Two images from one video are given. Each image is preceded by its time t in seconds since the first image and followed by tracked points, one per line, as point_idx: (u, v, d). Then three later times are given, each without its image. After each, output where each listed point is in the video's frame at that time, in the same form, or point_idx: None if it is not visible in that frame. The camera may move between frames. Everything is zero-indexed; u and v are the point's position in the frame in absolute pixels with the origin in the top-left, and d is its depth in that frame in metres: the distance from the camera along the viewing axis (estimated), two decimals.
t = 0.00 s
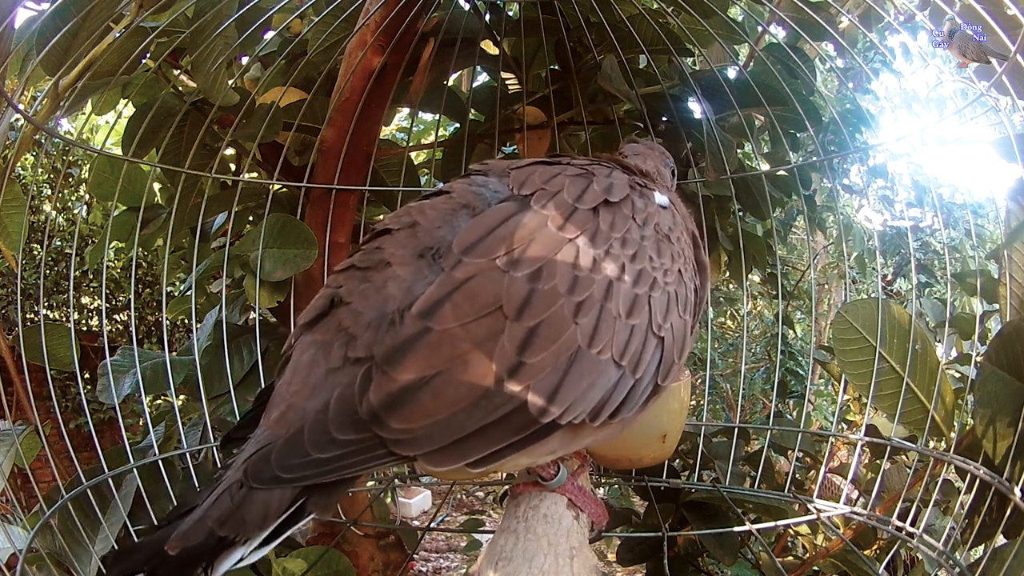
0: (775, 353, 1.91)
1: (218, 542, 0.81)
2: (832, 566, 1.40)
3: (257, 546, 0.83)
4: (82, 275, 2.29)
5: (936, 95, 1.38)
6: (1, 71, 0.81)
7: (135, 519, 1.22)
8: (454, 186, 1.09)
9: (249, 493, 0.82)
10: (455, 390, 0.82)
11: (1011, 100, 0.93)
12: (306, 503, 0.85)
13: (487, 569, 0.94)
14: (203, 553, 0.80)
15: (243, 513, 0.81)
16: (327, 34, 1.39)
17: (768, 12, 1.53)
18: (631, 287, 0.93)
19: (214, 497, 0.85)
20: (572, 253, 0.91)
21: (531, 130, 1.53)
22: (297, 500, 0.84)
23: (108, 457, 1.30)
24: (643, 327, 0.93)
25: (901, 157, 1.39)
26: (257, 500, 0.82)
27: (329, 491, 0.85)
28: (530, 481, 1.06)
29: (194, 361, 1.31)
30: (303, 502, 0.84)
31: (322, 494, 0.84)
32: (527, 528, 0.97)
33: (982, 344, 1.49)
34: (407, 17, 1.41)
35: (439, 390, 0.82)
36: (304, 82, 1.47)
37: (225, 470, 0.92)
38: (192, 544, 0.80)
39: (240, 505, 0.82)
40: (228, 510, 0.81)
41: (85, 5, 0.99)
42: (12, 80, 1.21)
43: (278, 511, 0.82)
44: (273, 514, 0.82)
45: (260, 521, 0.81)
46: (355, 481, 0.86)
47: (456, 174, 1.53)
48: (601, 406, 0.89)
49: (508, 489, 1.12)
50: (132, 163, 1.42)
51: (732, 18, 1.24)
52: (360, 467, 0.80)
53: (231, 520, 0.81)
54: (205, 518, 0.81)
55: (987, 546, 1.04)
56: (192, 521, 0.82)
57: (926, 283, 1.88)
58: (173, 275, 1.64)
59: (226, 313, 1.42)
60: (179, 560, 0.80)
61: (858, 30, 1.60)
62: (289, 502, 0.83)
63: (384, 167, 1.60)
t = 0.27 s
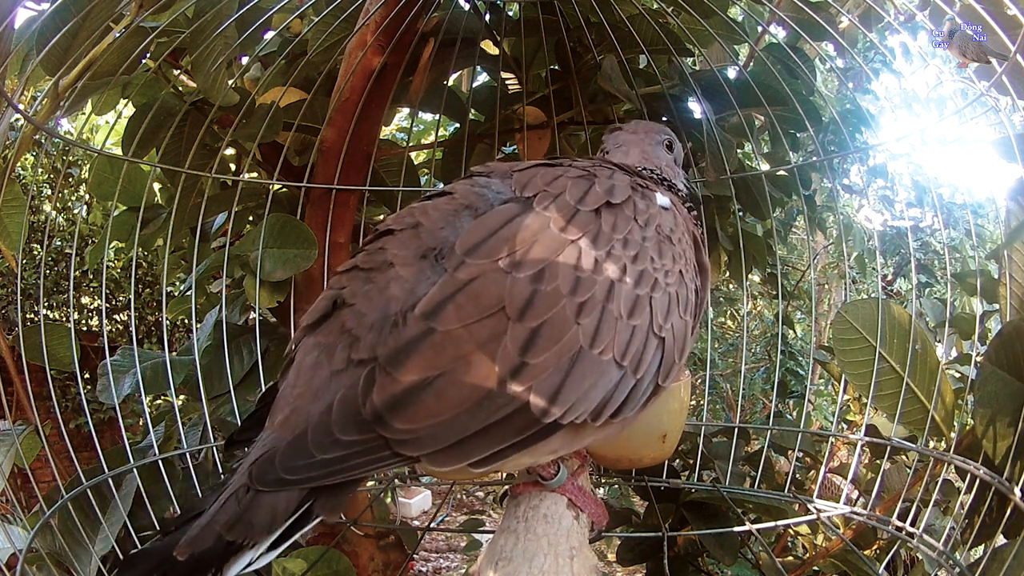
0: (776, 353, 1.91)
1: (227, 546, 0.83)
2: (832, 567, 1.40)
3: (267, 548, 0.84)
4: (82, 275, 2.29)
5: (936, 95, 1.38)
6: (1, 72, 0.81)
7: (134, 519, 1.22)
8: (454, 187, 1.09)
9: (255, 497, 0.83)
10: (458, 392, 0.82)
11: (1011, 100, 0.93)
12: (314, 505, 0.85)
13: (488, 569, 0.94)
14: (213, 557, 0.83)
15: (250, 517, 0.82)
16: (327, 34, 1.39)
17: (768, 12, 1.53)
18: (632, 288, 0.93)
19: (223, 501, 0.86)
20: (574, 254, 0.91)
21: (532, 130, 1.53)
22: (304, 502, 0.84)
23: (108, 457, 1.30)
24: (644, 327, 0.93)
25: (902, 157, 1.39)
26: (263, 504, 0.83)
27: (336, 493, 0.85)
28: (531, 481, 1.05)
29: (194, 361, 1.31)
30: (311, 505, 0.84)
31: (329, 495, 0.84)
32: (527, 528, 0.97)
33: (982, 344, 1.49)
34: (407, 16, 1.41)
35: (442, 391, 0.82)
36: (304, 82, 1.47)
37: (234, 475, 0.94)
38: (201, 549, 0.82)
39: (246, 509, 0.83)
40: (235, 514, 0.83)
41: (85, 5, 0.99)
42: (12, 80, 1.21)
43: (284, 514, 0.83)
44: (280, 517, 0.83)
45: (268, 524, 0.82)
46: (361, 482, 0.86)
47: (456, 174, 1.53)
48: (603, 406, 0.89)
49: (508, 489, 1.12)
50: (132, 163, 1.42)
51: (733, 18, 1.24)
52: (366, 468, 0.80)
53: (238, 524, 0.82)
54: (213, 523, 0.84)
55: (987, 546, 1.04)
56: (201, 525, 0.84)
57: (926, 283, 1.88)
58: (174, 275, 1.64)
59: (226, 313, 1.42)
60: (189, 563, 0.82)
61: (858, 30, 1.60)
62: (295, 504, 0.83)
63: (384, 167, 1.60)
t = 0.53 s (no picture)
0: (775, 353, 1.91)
1: (229, 558, 0.80)
2: (832, 566, 1.40)
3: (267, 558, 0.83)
4: (82, 274, 2.29)
5: (937, 95, 1.38)
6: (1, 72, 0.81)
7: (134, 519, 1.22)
8: (450, 188, 1.08)
9: (257, 504, 0.82)
10: (462, 394, 0.82)
11: (1011, 100, 0.93)
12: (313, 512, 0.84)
13: (488, 569, 0.94)
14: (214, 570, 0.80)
15: (252, 526, 0.81)
16: (327, 34, 1.39)
17: (768, 12, 1.53)
18: (637, 293, 0.93)
19: (222, 511, 0.84)
20: (579, 257, 0.91)
21: (532, 130, 1.53)
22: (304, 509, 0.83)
23: (108, 457, 1.30)
24: (647, 332, 0.94)
25: (902, 158, 1.40)
26: (266, 512, 0.81)
27: (337, 497, 0.84)
28: (530, 481, 1.06)
29: (194, 361, 1.31)
30: (310, 511, 0.84)
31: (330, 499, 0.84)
32: (527, 528, 0.97)
33: (982, 344, 1.49)
34: (407, 17, 1.41)
35: (445, 393, 0.82)
36: (304, 82, 1.47)
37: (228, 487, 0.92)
38: (204, 561, 0.79)
39: (248, 518, 0.81)
40: (237, 524, 0.81)
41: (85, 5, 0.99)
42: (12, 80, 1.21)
43: (286, 522, 0.82)
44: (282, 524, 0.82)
45: (269, 533, 0.81)
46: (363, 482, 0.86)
47: (456, 175, 1.53)
48: (603, 410, 0.90)
49: (508, 489, 1.12)
50: (132, 163, 1.42)
51: (733, 18, 1.24)
52: (368, 470, 0.81)
53: (240, 533, 0.81)
54: (214, 533, 0.81)
55: (987, 546, 1.04)
56: (202, 536, 0.82)
57: (927, 283, 1.88)
58: (173, 275, 1.64)
59: (226, 313, 1.42)
60: None
61: (858, 30, 1.60)
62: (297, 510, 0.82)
63: (384, 167, 1.60)
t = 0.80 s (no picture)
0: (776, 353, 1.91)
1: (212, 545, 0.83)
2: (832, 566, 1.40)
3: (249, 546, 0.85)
4: (82, 275, 2.29)
5: (936, 95, 1.37)
6: (1, 71, 0.81)
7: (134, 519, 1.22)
8: (455, 185, 1.09)
9: (242, 494, 0.82)
10: (447, 384, 0.82)
11: (1011, 100, 0.93)
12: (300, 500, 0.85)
13: (487, 569, 0.94)
14: (198, 556, 0.83)
15: (235, 516, 0.82)
16: (327, 34, 1.39)
17: (768, 12, 1.53)
18: (633, 297, 0.93)
19: (210, 498, 0.86)
20: (575, 255, 0.91)
21: (532, 130, 1.51)
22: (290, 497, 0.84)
23: (108, 457, 1.30)
24: (640, 337, 0.93)
25: (901, 158, 1.39)
26: (250, 501, 0.82)
27: (324, 485, 0.84)
28: (531, 482, 1.06)
29: (194, 361, 1.31)
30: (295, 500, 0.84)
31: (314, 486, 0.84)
32: (527, 528, 0.97)
33: (982, 344, 1.49)
34: (407, 17, 1.41)
35: (431, 381, 0.82)
36: (304, 82, 1.47)
37: (219, 473, 0.94)
38: (187, 548, 0.82)
39: (232, 507, 0.82)
40: (221, 513, 0.82)
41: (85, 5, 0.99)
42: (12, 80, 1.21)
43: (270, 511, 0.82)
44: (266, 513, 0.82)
45: (253, 521, 0.82)
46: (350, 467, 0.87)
47: (456, 175, 1.52)
48: (595, 413, 0.89)
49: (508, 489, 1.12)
50: (132, 163, 1.42)
51: (733, 18, 1.24)
52: (348, 454, 0.81)
53: (224, 523, 0.82)
54: (200, 522, 0.83)
55: (988, 546, 1.04)
56: (188, 524, 0.84)
57: (926, 283, 1.88)
58: (173, 275, 1.64)
59: (227, 313, 1.42)
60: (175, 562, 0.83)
61: (858, 30, 1.60)
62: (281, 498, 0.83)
63: (384, 167, 1.60)
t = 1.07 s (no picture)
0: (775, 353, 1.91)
1: (207, 533, 0.82)
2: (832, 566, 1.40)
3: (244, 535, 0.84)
4: (82, 274, 2.29)
5: (936, 94, 1.38)
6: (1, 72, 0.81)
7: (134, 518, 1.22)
8: (461, 184, 1.09)
9: (240, 483, 0.83)
10: (453, 386, 0.82)
11: (1011, 100, 0.93)
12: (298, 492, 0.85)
13: (487, 569, 0.94)
14: (192, 543, 0.82)
15: (233, 504, 0.82)
16: (327, 34, 1.39)
17: (768, 12, 1.53)
18: (639, 303, 0.93)
19: (206, 486, 0.86)
20: (583, 260, 0.90)
21: (532, 130, 1.51)
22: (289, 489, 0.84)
23: (108, 457, 1.30)
24: (645, 342, 0.93)
25: (901, 158, 1.39)
26: (248, 491, 0.82)
27: (323, 479, 0.85)
28: (530, 481, 1.06)
29: (194, 361, 1.31)
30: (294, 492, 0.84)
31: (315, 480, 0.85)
32: (527, 528, 0.97)
33: (982, 344, 1.49)
34: (407, 17, 1.41)
35: (438, 382, 0.82)
36: (304, 82, 1.47)
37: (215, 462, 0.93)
38: (181, 535, 0.81)
39: (230, 495, 0.82)
40: (218, 501, 0.82)
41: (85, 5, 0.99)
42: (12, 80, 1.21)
43: (269, 502, 0.82)
44: (264, 504, 0.82)
45: (250, 511, 0.82)
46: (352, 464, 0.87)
47: (456, 175, 1.53)
48: (599, 417, 0.89)
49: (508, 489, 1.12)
50: (132, 163, 1.42)
51: (733, 18, 1.24)
52: (354, 452, 0.81)
53: (220, 510, 0.82)
54: (194, 508, 0.83)
55: (987, 546, 1.04)
56: (182, 510, 0.83)
57: (926, 283, 1.88)
58: (173, 275, 1.64)
59: (226, 313, 1.42)
60: (168, 549, 0.82)
61: (858, 30, 1.60)
62: (281, 490, 0.83)
63: (384, 167, 1.60)
